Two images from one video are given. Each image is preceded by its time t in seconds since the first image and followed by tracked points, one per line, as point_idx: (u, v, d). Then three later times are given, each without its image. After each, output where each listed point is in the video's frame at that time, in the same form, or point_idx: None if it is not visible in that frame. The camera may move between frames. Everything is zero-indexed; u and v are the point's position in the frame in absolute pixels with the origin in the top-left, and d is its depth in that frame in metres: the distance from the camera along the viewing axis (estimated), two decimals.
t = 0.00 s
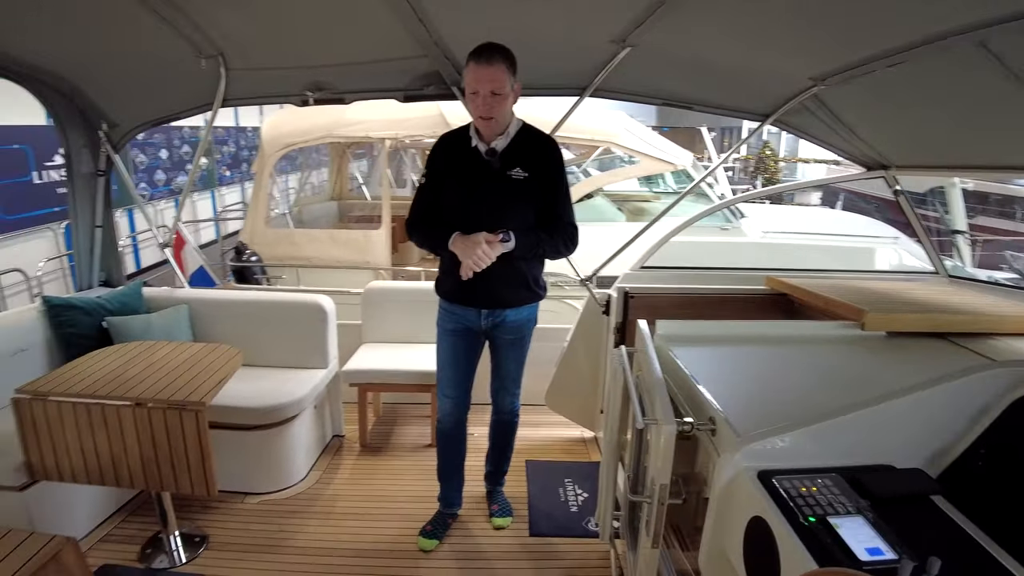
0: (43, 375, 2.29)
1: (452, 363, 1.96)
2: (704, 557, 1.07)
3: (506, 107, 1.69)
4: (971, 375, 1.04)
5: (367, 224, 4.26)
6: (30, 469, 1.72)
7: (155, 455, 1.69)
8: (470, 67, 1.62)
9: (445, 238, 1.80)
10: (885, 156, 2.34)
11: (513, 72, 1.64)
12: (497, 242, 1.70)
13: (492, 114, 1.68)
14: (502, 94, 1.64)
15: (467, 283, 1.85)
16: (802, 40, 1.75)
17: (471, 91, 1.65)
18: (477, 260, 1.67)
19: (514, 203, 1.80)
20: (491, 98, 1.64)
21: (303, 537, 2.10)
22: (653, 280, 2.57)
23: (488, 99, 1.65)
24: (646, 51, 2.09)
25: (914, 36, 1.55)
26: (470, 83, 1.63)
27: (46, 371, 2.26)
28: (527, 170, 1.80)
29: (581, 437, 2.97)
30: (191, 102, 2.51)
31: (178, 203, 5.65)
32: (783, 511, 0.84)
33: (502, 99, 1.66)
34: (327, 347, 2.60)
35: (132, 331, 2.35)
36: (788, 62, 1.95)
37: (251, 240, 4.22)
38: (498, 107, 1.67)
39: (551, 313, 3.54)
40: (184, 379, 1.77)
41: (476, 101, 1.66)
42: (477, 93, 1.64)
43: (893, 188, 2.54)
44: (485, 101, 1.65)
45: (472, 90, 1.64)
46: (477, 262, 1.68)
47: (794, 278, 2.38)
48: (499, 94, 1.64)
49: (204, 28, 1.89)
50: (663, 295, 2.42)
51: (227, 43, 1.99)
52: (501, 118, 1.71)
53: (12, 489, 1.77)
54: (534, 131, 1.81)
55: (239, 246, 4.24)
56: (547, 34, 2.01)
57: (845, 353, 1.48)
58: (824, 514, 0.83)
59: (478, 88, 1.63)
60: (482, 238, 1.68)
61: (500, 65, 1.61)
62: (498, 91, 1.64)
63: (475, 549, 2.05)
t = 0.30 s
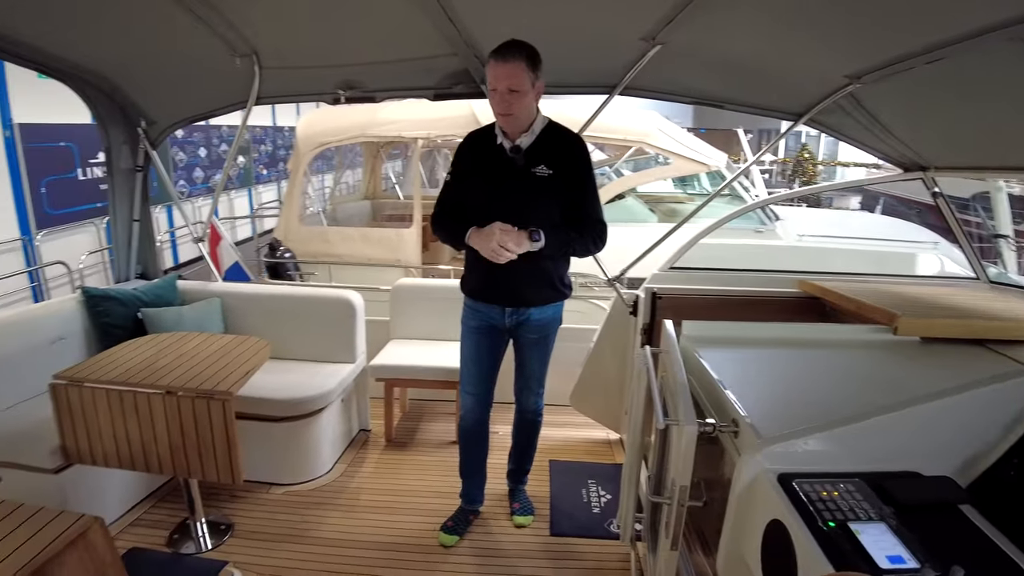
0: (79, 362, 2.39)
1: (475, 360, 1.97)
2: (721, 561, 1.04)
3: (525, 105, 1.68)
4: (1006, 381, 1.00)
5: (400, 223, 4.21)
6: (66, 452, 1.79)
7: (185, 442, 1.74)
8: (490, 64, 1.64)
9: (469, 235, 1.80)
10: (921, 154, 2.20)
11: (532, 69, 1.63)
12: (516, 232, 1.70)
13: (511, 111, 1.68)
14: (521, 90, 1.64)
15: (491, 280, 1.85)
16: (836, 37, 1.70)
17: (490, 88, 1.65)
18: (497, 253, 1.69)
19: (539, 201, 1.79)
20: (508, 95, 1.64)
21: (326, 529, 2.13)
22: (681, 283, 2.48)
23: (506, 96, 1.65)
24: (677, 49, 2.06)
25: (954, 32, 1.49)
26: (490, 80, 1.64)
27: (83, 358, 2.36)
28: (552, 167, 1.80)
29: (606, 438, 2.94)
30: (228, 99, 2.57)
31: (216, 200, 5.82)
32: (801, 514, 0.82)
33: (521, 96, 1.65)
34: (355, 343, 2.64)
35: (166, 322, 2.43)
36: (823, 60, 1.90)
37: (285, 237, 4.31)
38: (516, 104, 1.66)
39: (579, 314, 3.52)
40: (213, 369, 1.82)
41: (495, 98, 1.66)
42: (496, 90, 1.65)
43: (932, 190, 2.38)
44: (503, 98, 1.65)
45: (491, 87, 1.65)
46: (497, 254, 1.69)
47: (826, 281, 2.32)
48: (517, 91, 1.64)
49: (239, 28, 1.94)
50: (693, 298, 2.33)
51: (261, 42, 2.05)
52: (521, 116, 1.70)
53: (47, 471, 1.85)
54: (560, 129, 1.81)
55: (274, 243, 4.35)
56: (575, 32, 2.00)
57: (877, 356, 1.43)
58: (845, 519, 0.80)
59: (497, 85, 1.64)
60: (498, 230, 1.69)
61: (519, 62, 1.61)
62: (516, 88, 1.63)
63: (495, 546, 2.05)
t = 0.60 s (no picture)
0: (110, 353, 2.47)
1: (495, 358, 1.98)
2: (737, 563, 1.02)
3: (544, 102, 1.68)
4: None
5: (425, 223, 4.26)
6: (96, 441, 1.85)
7: (209, 433, 1.78)
8: (509, 63, 1.65)
9: (491, 235, 1.81)
10: (950, 153, 2.10)
11: (550, 66, 1.63)
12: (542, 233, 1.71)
13: (529, 109, 1.68)
14: (539, 87, 1.64)
15: (513, 279, 1.86)
16: (865, 35, 1.67)
17: (509, 86, 1.66)
18: (519, 252, 1.70)
19: (560, 200, 1.79)
20: (526, 93, 1.65)
21: (345, 523, 2.16)
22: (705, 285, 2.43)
23: (524, 94, 1.65)
24: (702, 48, 2.05)
25: (990, 29, 1.45)
26: (508, 78, 1.65)
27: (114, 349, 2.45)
28: (574, 166, 1.79)
29: (628, 440, 2.92)
30: (258, 98, 2.63)
31: (246, 198, 5.95)
32: (819, 518, 0.80)
33: (540, 93, 1.65)
34: (378, 339, 2.67)
35: (194, 316, 2.50)
36: (852, 60, 1.86)
37: (313, 236, 4.35)
38: (534, 102, 1.67)
39: (602, 314, 3.49)
40: (238, 363, 1.87)
41: (514, 96, 1.67)
42: (515, 88, 1.66)
43: (966, 194, 2.24)
44: (521, 96, 1.66)
45: (510, 85, 1.66)
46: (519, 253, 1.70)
47: (854, 283, 2.27)
48: (535, 89, 1.64)
49: (268, 28, 1.98)
50: (719, 300, 2.28)
51: (289, 41, 2.09)
52: (540, 114, 1.70)
53: (79, 458, 1.92)
54: (582, 127, 1.80)
55: (302, 241, 4.37)
56: (599, 32, 2.00)
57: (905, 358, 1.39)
58: (864, 524, 0.78)
59: (515, 83, 1.65)
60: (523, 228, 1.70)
61: (536, 60, 1.61)
62: (534, 85, 1.64)
63: (512, 545, 2.06)
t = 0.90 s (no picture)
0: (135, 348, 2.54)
1: (512, 357, 1.98)
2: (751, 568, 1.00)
3: (556, 106, 1.68)
4: None
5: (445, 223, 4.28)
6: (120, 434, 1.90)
7: (229, 427, 1.82)
8: (520, 69, 1.66)
9: (508, 235, 1.82)
10: (978, 156, 2.07)
11: (560, 71, 1.63)
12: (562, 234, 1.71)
13: (541, 114, 1.69)
14: (549, 92, 1.65)
15: (530, 280, 1.86)
16: (889, 35, 1.64)
17: (521, 92, 1.67)
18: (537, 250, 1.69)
19: (577, 200, 1.79)
20: (536, 98, 1.66)
21: (361, 519, 2.18)
22: (723, 287, 2.41)
23: (535, 99, 1.66)
24: (722, 49, 2.03)
25: (1017, 27, 1.42)
26: (519, 84, 1.67)
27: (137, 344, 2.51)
28: (591, 166, 1.79)
29: (645, 444, 2.90)
30: (281, 98, 2.68)
31: (270, 198, 6.04)
32: (832, 523, 0.79)
33: (551, 98, 1.66)
34: (397, 338, 2.69)
35: (216, 312, 2.55)
36: (876, 60, 1.83)
37: (335, 235, 4.41)
38: (545, 106, 1.67)
39: (621, 316, 3.48)
40: (258, 359, 1.90)
41: (525, 102, 1.68)
42: (526, 93, 1.67)
43: (992, 198, 2.14)
44: (532, 101, 1.66)
45: (521, 91, 1.67)
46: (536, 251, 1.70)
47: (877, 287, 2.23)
48: (545, 94, 1.65)
49: (291, 30, 2.02)
50: (738, 302, 2.26)
51: (311, 43, 2.12)
52: (552, 117, 1.71)
53: (102, 450, 1.97)
54: (599, 127, 1.80)
55: (324, 240, 4.41)
56: (618, 33, 2.00)
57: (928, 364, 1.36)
58: (877, 530, 0.77)
59: (526, 89, 1.66)
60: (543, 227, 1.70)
61: (546, 65, 1.62)
62: (544, 90, 1.64)
63: (527, 545, 2.06)
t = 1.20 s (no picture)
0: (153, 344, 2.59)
1: (529, 358, 1.98)
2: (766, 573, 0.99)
3: (568, 107, 1.68)
4: None
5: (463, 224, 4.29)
6: (142, 429, 1.94)
7: (248, 425, 1.84)
8: (533, 70, 1.67)
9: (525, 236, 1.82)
10: (1005, 159, 2.00)
11: (572, 72, 1.63)
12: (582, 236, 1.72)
13: (554, 115, 1.70)
14: (560, 94, 1.65)
15: (547, 280, 1.86)
16: (914, 34, 1.61)
17: (534, 94, 1.69)
18: (553, 236, 1.69)
19: (594, 202, 1.79)
20: (548, 99, 1.66)
21: (376, 518, 2.20)
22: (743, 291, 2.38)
23: (546, 100, 1.67)
24: (742, 50, 2.01)
25: None
26: (532, 85, 1.68)
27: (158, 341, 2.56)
28: (608, 169, 1.79)
29: (662, 447, 2.88)
30: (302, 99, 2.71)
31: (291, 198, 6.12)
32: (848, 530, 0.78)
33: (562, 99, 1.66)
34: (414, 337, 2.71)
35: (237, 310, 2.60)
36: (900, 61, 1.80)
37: (355, 235, 4.43)
38: (557, 107, 1.68)
39: (640, 319, 3.45)
40: (276, 357, 1.93)
41: (538, 103, 1.70)
42: (539, 94, 1.68)
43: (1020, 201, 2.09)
44: (545, 102, 1.67)
45: (534, 92, 1.69)
46: (553, 243, 1.69)
47: (898, 292, 2.18)
48: (556, 95, 1.65)
49: (312, 32, 2.05)
50: (757, 306, 2.22)
51: (331, 45, 2.15)
52: (566, 119, 1.71)
53: (123, 444, 2.03)
54: (617, 129, 1.79)
55: (343, 240, 4.44)
56: (637, 35, 1.99)
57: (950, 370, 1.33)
58: (893, 538, 0.76)
59: (539, 90, 1.67)
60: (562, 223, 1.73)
61: (557, 67, 1.62)
62: (555, 92, 1.65)
63: (541, 546, 2.06)
